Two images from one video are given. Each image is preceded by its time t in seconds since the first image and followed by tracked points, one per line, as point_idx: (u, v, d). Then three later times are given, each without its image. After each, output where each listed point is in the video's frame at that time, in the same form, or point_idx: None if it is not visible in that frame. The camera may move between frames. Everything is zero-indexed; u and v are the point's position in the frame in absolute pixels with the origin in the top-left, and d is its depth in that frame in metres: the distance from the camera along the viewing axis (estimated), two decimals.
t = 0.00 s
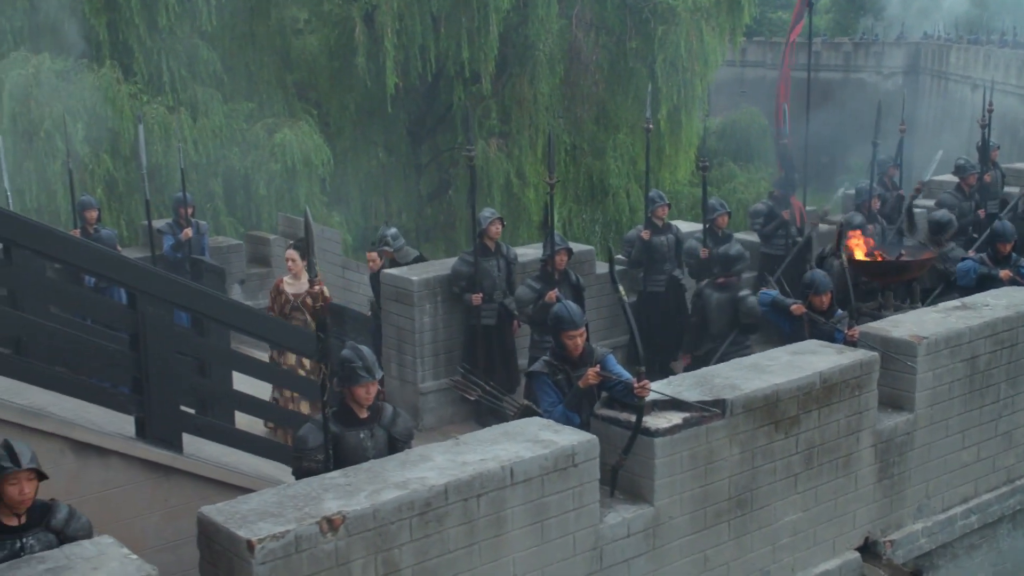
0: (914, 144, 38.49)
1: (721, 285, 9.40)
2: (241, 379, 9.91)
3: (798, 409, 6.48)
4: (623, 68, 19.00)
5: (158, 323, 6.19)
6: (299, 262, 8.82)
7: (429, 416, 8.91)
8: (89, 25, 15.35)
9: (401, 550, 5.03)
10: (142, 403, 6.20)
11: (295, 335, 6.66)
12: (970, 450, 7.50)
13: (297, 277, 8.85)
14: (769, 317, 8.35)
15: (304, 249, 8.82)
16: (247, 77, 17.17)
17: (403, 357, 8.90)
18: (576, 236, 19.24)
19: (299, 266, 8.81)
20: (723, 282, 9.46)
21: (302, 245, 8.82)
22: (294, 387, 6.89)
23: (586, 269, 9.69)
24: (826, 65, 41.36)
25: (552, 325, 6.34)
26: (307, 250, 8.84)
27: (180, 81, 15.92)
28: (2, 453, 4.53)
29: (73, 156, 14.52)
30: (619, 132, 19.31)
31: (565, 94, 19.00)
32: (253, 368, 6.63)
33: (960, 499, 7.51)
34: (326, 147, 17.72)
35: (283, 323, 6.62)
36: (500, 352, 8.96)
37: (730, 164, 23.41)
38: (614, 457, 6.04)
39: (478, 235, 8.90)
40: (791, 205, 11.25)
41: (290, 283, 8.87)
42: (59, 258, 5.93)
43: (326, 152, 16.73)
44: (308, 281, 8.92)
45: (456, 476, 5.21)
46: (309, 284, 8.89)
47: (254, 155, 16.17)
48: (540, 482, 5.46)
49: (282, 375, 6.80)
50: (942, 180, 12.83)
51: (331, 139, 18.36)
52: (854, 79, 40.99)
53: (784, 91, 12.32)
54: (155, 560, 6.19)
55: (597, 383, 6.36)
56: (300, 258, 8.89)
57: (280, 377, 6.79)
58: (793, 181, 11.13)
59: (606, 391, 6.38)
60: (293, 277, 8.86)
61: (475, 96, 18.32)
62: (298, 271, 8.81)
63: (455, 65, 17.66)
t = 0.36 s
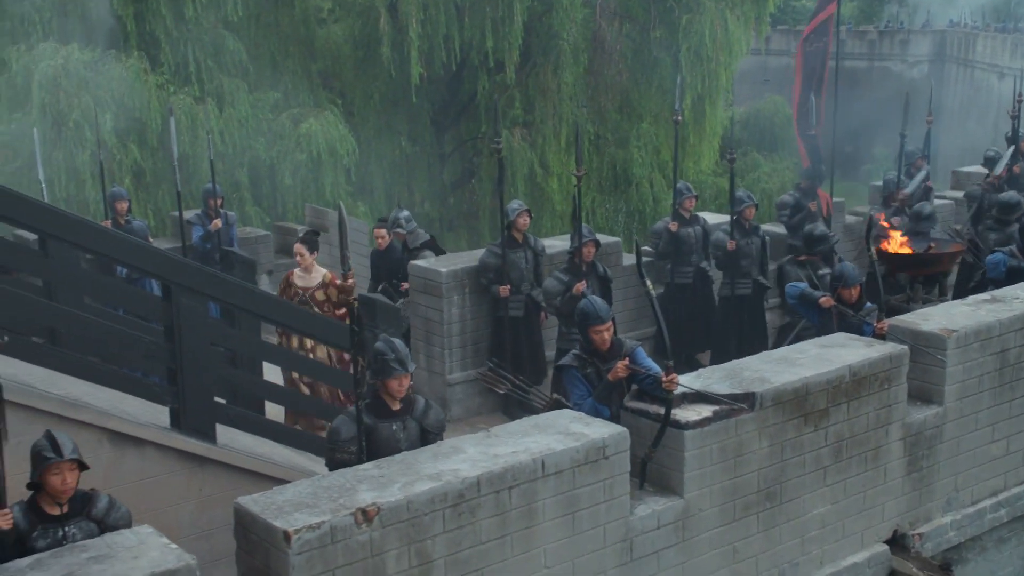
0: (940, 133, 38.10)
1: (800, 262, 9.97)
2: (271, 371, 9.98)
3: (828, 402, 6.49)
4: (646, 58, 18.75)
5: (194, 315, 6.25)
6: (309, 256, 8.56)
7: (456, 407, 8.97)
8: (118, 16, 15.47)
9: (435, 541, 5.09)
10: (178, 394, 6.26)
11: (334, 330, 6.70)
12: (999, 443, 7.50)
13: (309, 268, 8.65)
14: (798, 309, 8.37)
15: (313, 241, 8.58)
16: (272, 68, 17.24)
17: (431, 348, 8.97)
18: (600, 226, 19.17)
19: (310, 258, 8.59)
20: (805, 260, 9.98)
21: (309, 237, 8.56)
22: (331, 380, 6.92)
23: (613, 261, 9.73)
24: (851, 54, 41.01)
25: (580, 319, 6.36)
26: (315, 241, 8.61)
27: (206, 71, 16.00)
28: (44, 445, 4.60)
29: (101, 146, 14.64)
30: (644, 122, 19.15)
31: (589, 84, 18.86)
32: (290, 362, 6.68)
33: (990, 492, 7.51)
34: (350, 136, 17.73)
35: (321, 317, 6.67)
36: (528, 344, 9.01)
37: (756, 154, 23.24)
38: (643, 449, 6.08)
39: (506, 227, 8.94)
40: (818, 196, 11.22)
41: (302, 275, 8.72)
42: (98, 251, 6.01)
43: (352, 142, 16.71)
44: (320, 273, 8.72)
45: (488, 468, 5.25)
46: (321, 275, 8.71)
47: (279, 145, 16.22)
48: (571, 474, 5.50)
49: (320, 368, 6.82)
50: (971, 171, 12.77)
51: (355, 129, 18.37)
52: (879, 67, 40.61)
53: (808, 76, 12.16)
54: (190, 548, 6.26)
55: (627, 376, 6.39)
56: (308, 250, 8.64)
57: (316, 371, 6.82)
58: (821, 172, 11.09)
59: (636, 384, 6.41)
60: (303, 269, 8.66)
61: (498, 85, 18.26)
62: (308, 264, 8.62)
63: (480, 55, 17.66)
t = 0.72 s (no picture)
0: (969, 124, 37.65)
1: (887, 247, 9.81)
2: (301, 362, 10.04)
3: (859, 397, 6.49)
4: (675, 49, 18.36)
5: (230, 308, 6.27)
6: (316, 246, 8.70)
7: (486, 399, 9.02)
8: (148, 8, 15.60)
9: (469, 533, 5.14)
10: (213, 386, 6.31)
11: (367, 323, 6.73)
12: None
13: (320, 261, 8.78)
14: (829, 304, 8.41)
15: (319, 234, 8.72)
16: (300, 60, 17.33)
17: (461, 340, 9.02)
18: (625, 217, 19.11)
19: (316, 251, 8.73)
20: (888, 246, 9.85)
21: (316, 231, 8.74)
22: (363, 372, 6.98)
23: (642, 254, 9.75)
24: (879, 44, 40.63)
25: (611, 315, 6.40)
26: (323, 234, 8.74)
27: (235, 63, 16.10)
28: (86, 435, 4.66)
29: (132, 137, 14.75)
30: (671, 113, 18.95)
31: (615, 74, 18.66)
32: (323, 354, 6.72)
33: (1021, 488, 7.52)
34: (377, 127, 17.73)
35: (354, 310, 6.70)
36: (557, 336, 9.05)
37: (783, 146, 23.06)
38: (675, 443, 6.11)
39: (536, 220, 8.95)
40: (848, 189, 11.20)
41: (312, 269, 8.84)
42: (135, 244, 6.00)
43: (379, 133, 16.68)
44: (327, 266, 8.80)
45: (522, 461, 5.30)
46: (327, 268, 8.77)
47: (307, 137, 16.29)
48: (604, 467, 5.54)
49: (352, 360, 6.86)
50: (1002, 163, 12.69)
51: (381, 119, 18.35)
52: (907, 57, 40.19)
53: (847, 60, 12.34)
54: (227, 538, 6.33)
55: (659, 370, 6.42)
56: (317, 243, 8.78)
57: (347, 363, 6.86)
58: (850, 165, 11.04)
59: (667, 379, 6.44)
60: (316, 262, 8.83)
61: (526, 76, 18.17)
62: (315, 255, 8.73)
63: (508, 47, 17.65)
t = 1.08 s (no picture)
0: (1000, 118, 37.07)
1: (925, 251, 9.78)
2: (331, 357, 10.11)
3: (891, 396, 6.49)
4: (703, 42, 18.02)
5: (266, 305, 6.30)
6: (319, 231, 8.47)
7: (515, 395, 9.06)
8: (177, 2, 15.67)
9: (503, 529, 5.18)
10: (248, 380, 6.35)
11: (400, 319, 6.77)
12: None
13: (324, 246, 8.53)
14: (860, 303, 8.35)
15: (325, 219, 8.53)
16: (326, 53, 17.43)
17: (490, 336, 9.06)
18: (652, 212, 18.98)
19: (321, 235, 8.51)
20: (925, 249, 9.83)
21: (321, 215, 8.55)
22: (393, 367, 7.03)
23: (672, 250, 9.76)
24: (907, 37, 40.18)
25: (643, 313, 6.42)
26: (328, 219, 8.55)
27: (262, 57, 16.21)
28: (129, 430, 4.74)
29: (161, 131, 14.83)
30: (696, 107, 18.54)
31: (641, 67, 18.40)
32: (355, 349, 6.75)
33: None
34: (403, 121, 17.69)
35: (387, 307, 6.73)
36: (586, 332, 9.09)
37: (811, 140, 22.85)
38: (708, 440, 6.14)
39: (566, 216, 8.95)
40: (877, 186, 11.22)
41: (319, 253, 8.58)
42: (174, 241, 5.99)
43: (407, 127, 16.59)
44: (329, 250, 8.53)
45: (556, 458, 5.33)
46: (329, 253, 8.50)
47: (334, 131, 16.34)
48: (637, 465, 5.57)
49: (384, 356, 6.89)
50: None
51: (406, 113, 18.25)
52: (934, 53, 39.71)
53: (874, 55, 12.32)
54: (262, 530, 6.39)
55: (692, 369, 6.43)
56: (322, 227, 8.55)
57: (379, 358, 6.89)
58: (880, 162, 11.07)
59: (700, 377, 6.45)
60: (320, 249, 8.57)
61: (552, 70, 18.00)
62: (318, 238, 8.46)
63: (534, 41, 17.57)
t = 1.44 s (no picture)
0: None
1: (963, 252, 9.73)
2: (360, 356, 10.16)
3: (924, 399, 6.49)
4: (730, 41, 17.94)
5: (302, 304, 6.33)
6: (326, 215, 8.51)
7: (545, 394, 9.10)
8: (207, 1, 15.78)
9: (537, 529, 5.21)
10: (284, 380, 6.39)
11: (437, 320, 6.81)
12: None
13: (330, 230, 8.52)
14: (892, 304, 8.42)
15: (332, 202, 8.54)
16: (354, 52, 17.50)
17: (520, 335, 9.10)
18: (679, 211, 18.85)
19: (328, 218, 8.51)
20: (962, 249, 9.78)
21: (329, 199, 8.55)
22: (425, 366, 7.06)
23: (701, 250, 9.78)
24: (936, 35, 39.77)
25: (675, 315, 6.44)
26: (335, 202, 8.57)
27: (291, 55, 16.31)
28: (170, 429, 4.81)
29: (192, 129, 14.93)
30: (723, 105, 18.31)
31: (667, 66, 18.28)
32: (391, 350, 6.78)
33: None
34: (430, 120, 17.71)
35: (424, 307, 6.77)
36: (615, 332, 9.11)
37: (838, 138, 22.64)
38: (738, 443, 6.13)
39: (596, 217, 8.97)
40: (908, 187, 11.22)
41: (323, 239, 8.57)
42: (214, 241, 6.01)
43: (435, 126, 16.65)
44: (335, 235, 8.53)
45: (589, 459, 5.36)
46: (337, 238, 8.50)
47: (362, 129, 16.39)
48: (669, 467, 5.59)
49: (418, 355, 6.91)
50: None
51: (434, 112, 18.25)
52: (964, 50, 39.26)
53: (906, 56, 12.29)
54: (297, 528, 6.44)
55: (724, 370, 6.44)
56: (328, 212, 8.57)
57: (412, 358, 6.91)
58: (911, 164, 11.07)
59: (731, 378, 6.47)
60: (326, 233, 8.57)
61: (578, 69, 17.91)
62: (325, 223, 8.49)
63: (561, 39, 17.54)
